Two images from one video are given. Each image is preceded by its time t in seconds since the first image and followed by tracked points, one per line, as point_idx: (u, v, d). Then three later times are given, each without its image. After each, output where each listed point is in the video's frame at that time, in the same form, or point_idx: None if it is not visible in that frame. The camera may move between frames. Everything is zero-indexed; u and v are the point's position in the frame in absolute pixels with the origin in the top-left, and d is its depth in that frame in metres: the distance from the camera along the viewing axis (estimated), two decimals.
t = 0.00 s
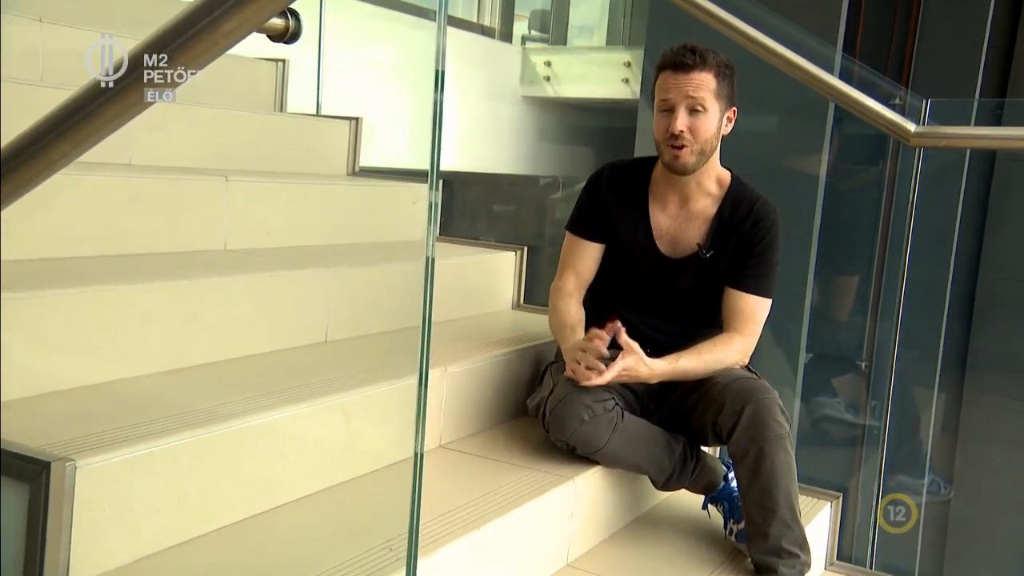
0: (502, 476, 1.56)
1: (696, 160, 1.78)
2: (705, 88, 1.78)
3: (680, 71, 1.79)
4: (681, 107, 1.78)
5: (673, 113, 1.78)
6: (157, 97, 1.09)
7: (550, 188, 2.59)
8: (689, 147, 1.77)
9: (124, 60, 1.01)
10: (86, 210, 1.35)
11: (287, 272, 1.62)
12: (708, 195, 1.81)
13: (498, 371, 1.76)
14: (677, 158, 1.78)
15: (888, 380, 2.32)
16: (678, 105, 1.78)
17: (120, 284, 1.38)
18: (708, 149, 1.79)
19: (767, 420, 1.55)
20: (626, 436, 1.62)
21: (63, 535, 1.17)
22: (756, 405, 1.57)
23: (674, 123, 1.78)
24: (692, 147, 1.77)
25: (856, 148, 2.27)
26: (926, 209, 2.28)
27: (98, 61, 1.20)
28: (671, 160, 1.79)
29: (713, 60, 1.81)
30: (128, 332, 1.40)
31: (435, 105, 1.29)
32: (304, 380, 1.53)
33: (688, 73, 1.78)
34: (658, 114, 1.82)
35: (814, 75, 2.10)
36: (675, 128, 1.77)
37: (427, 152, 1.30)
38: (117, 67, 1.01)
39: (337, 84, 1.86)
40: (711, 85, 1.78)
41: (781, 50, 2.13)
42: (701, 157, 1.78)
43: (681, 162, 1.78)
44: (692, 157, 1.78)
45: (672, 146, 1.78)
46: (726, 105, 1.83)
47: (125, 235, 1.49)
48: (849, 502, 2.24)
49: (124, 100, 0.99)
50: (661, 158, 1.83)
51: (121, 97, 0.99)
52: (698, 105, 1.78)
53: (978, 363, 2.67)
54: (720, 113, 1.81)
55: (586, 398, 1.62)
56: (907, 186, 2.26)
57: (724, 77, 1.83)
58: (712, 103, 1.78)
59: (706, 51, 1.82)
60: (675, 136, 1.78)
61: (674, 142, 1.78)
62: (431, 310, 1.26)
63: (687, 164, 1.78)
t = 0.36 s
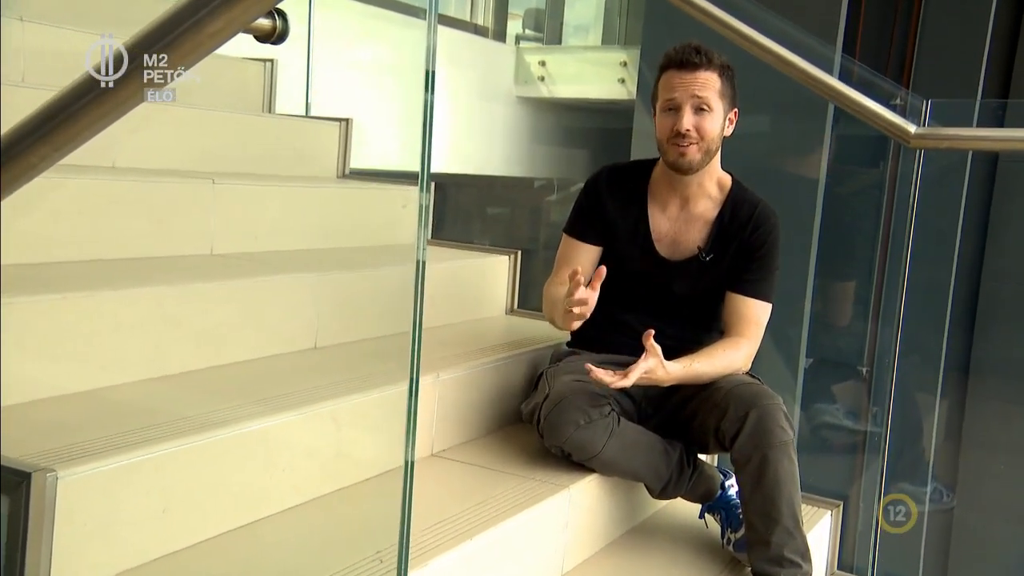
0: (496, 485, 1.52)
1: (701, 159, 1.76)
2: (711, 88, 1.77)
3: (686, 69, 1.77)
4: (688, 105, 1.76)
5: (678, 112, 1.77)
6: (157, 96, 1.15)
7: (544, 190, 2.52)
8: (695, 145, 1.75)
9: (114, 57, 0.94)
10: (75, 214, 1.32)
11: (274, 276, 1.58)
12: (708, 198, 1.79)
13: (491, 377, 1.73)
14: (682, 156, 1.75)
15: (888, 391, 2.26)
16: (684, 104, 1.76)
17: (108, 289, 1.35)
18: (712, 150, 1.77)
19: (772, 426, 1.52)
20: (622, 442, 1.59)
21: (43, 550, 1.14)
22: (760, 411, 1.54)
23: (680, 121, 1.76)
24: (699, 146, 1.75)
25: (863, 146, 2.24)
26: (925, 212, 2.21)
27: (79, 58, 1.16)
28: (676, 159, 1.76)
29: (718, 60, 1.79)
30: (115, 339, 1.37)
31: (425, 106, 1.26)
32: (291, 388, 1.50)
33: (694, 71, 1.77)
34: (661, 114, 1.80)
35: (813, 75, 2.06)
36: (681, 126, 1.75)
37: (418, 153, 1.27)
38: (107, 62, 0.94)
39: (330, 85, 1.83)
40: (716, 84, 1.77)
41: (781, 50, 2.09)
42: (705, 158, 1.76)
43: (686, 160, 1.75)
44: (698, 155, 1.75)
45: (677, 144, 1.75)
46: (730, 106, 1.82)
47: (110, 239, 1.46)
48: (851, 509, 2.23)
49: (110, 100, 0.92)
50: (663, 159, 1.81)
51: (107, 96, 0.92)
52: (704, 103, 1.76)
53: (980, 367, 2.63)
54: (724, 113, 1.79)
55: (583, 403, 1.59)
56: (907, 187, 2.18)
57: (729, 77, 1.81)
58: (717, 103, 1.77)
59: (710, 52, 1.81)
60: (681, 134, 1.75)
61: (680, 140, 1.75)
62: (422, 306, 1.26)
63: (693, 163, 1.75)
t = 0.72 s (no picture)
0: (488, 494, 1.50)
1: (698, 169, 1.74)
2: (712, 96, 1.74)
3: (688, 76, 1.75)
4: (688, 113, 1.74)
5: (679, 119, 1.74)
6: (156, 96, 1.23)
7: (539, 193, 2.52)
8: (693, 155, 1.73)
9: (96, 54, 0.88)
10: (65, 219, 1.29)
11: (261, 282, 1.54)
12: (708, 206, 1.76)
13: (483, 383, 1.70)
14: (679, 165, 1.73)
15: (888, 396, 2.26)
16: (684, 112, 1.74)
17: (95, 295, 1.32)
18: (711, 159, 1.74)
19: (766, 433, 1.49)
20: (617, 450, 1.56)
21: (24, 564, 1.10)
22: (754, 418, 1.52)
23: (679, 129, 1.73)
24: (697, 156, 1.73)
25: (862, 150, 2.22)
26: (924, 215, 2.20)
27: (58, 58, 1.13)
28: (673, 167, 1.74)
29: (722, 66, 1.77)
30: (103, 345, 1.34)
31: (414, 106, 1.24)
32: (279, 395, 1.46)
33: (697, 78, 1.74)
34: (661, 120, 1.78)
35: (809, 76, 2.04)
36: (681, 134, 1.73)
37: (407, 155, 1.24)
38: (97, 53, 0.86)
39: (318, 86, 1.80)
40: (718, 92, 1.75)
41: (779, 52, 2.06)
42: (705, 167, 1.74)
43: (683, 169, 1.73)
44: (695, 165, 1.73)
45: (676, 153, 1.73)
46: (732, 114, 1.80)
47: (96, 243, 1.43)
48: (851, 517, 2.25)
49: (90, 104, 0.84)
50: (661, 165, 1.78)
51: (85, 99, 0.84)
52: (705, 112, 1.74)
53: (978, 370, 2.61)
54: (725, 122, 1.77)
55: (578, 410, 1.56)
56: (907, 190, 2.18)
57: (732, 84, 1.79)
58: (719, 112, 1.75)
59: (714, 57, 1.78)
60: (680, 143, 1.73)
61: (678, 148, 1.73)
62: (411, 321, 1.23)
63: (690, 173, 1.73)
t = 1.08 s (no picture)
0: (480, 503, 1.47)
1: (687, 182, 1.72)
2: (706, 107, 1.72)
3: (682, 84, 1.72)
4: (679, 124, 1.72)
5: (670, 129, 1.73)
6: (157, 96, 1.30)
7: (532, 196, 2.56)
8: (682, 167, 1.71)
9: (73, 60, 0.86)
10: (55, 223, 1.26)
11: (249, 286, 1.51)
12: (702, 215, 1.74)
13: (474, 391, 1.67)
14: (668, 178, 1.71)
15: (888, 403, 2.25)
16: (676, 122, 1.72)
17: (82, 300, 1.29)
18: (701, 171, 1.72)
19: (761, 442, 1.49)
20: (612, 460, 1.53)
21: None
22: (747, 426, 1.51)
23: (669, 141, 1.72)
24: (686, 169, 1.71)
25: (865, 150, 2.18)
26: (924, 219, 2.18)
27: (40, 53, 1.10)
28: (662, 179, 1.73)
29: (718, 74, 1.74)
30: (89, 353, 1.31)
31: (403, 108, 1.23)
32: (266, 404, 1.43)
33: (691, 87, 1.72)
34: (654, 128, 1.76)
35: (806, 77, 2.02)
36: (670, 147, 1.71)
37: (395, 157, 1.23)
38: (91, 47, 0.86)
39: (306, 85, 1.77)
40: (711, 103, 1.72)
41: (777, 53, 2.04)
42: (694, 180, 1.72)
43: (672, 182, 1.71)
44: (684, 178, 1.71)
45: (665, 165, 1.72)
46: (729, 123, 1.77)
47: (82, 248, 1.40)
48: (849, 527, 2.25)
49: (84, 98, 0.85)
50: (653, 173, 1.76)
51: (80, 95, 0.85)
52: (697, 124, 1.72)
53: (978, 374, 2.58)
54: (720, 133, 1.75)
55: (571, 420, 1.53)
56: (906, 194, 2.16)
57: (729, 93, 1.76)
58: (712, 124, 1.72)
59: (712, 64, 1.76)
60: (669, 155, 1.71)
61: (667, 160, 1.71)
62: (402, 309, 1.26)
63: (679, 185, 1.72)
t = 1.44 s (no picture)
0: (474, 512, 1.44)
1: (688, 182, 1.72)
2: (697, 107, 1.70)
3: (672, 84, 1.70)
4: (674, 126, 1.70)
5: (665, 131, 1.71)
6: (157, 96, 1.33)
7: (528, 199, 2.47)
8: (682, 168, 1.71)
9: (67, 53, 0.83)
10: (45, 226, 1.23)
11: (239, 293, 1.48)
12: (696, 216, 1.73)
13: (468, 398, 1.65)
14: (669, 179, 1.71)
15: (890, 409, 2.20)
16: (671, 124, 1.70)
17: (70, 305, 1.26)
18: (700, 171, 1.72)
19: (761, 449, 1.47)
20: (610, 467, 1.51)
21: None
22: (746, 434, 1.49)
23: (666, 143, 1.71)
24: (686, 169, 1.71)
25: (866, 150, 2.13)
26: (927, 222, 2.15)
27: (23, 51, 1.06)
28: (661, 182, 1.72)
29: (707, 73, 1.72)
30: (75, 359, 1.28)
31: (395, 108, 1.19)
32: (254, 412, 1.40)
33: (681, 87, 1.70)
34: (645, 130, 1.74)
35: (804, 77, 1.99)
36: (668, 149, 1.70)
37: (387, 158, 1.20)
38: (91, 42, 0.83)
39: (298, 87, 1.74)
40: (704, 101, 1.71)
41: (776, 53, 2.00)
42: (694, 181, 1.72)
43: (671, 184, 1.71)
44: (686, 178, 1.71)
45: (663, 166, 1.71)
46: (718, 122, 1.76)
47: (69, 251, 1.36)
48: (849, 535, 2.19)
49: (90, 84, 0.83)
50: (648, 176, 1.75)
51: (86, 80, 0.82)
52: (689, 124, 1.70)
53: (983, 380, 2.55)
54: (713, 131, 1.74)
55: (568, 426, 1.51)
56: (908, 196, 2.12)
57: (717, 92, 1.75)
58: (705, 124, 1.71)
59: (698, 63, 1.74)
60: (667, 156, 1.71)
61: (665, 162, 1.71)
62: (392, 318, 1.19)
63: (680, 187, 1.71)
